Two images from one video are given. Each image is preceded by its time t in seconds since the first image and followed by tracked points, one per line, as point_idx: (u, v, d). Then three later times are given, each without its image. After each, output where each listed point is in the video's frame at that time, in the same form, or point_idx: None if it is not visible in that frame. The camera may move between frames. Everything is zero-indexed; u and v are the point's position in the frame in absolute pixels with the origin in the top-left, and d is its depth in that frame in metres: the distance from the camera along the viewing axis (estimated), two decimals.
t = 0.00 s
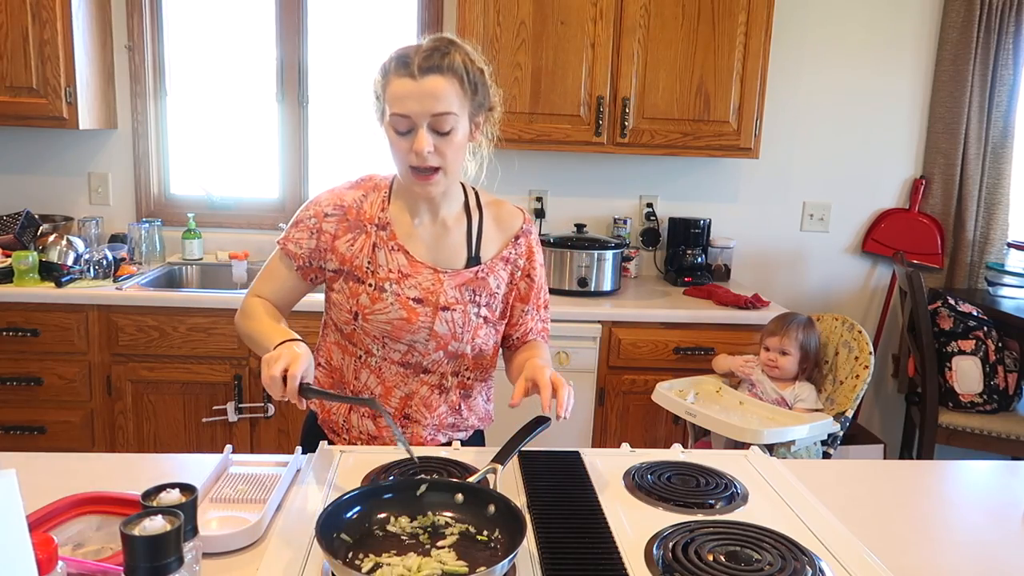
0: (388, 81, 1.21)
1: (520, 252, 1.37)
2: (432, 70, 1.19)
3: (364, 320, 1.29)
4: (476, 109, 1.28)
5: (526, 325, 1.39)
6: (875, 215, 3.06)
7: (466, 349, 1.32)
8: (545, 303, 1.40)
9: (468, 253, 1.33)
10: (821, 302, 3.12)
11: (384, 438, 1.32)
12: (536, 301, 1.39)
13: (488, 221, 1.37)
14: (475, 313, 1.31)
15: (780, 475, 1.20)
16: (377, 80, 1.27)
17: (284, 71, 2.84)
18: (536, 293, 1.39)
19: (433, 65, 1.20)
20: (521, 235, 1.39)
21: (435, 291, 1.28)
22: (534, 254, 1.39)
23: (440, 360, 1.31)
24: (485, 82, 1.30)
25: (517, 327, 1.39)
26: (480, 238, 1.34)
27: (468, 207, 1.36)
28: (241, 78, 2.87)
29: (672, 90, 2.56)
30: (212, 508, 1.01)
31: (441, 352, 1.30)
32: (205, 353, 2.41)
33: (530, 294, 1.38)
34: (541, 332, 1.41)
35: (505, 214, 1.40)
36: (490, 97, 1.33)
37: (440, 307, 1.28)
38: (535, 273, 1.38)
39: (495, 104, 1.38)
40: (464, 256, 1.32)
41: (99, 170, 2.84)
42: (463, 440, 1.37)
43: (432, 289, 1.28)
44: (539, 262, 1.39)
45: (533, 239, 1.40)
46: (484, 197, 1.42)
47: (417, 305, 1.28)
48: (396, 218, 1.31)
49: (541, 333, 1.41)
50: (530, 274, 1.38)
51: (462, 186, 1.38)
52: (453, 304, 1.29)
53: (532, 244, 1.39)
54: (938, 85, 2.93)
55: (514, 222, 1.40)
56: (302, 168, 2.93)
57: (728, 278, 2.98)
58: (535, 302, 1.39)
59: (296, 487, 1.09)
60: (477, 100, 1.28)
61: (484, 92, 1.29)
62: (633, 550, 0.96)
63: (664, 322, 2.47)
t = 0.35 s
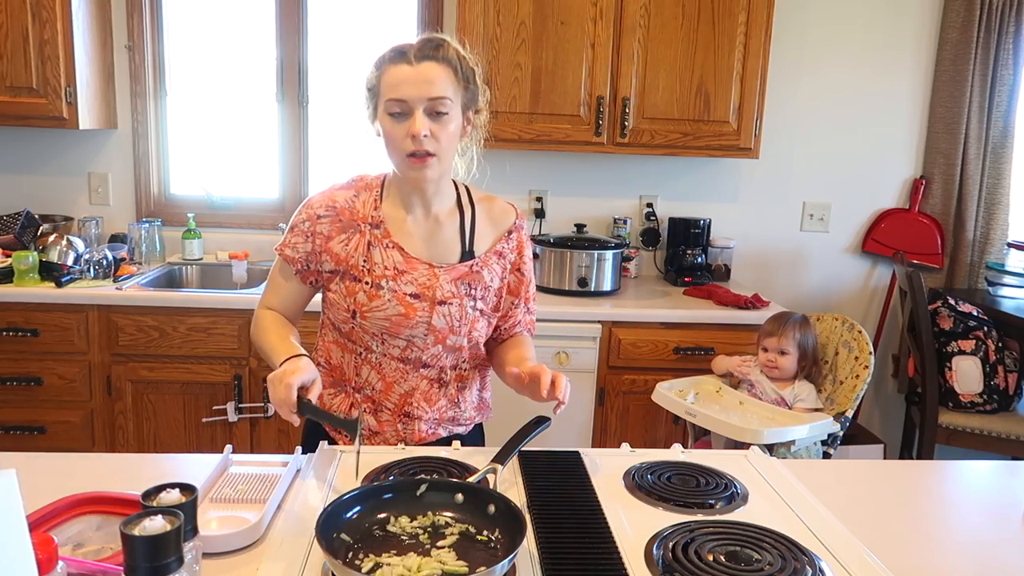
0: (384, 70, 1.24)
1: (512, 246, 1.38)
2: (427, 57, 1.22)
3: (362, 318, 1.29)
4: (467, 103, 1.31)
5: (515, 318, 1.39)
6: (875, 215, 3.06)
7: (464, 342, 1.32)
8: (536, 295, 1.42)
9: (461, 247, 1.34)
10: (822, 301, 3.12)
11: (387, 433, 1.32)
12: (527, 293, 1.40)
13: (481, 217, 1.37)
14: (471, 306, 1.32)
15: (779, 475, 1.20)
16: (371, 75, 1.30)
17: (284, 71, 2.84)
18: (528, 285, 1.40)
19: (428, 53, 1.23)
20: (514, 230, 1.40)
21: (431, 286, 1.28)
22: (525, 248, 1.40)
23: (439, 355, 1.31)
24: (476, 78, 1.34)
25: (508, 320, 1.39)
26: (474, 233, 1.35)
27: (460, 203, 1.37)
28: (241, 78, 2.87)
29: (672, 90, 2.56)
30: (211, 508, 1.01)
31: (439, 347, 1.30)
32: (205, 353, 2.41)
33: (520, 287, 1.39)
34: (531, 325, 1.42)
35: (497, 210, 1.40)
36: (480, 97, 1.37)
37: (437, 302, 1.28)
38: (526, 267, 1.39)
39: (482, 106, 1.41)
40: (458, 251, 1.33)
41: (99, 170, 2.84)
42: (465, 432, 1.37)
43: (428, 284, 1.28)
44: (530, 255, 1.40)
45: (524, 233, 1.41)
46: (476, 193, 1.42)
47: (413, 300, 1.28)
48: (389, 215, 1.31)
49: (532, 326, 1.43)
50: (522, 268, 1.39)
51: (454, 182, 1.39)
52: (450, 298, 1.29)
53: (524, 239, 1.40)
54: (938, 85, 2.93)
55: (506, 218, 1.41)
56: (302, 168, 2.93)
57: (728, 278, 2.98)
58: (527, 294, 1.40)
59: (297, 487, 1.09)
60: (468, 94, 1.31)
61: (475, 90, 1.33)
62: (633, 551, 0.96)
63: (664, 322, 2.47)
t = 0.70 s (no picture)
0: (386, 62, 1.25)
1: (498, 240, 1.39)
2: (429, 53, 1.24)
3: (353, 316, 1.29)
4: (461, 106, 1.32)
5: (504, 311, 1.40)
6: (874, 215, 3.06)
7: (455, 336, 1.32)
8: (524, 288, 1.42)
9: (449, 242, 1.34)
10: (822, 301, 3.12)
11: (385, 429, 1.31)
12: (515, 285, 1.40)
13: (468, 211, 1.38)
14: (461, 300, 1.32)
15: (779, 475, 1.20)
16: (370, 69, 1.31)
17: (284, 72, 2.84)
18: (515, 278, 1.40)
19: (431, 50, 1.25)
20: (500, 225, 1.40)
21: (420, 280, 1.29)
22: (512, 242, 1.40)
23: (430, 349, 1.31)
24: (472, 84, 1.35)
25: (497, 313, 1.40)
26: (461, 227, 1.36)
27: (446, 199, 1.37)
28: (241, 78, 2.87)
29: (672, 90, 2.56)
30: (211, 508, 1.01)
31: (431, 341, 1.30)
32: (205, 353, 2.40)
33: (508, 281, 1.40)
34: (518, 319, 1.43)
35: (483, 204, 1.41)
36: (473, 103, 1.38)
37: (426, 296, 1.29)
38: (513, 260, 1.40)
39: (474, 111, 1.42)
40: (446, 245, 1.34)
41: (99, 170, 2.84)
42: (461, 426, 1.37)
43: (417, 279, 1.29)
44: (516, 249, 1.41)
45: (511, 227, 1.41)
46: (462, 190, 1.43)
47: (403, 296, 1.28)
48: (376, 214, 1.32)
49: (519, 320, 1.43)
50: (510, 261, 1.40)
51: (440, 179, 1.39)
52: (439, 292, 1.29)
53: (511, 234, 1.41)
54: (938, 85, 2.93)
55: (491, 213, 1.41)
56: (302, 168, 2.93)
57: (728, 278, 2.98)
58: (514, 286, 1.41)
59: (296, 486, 1.09)
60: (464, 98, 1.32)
61: (470, 95, 1.34)
62: (633, 551, 0.96)
63: (664, 322, 2.47)
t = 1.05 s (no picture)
0: (380, 61, 1.26)
1: (500, 242, 1.37)
2: (422, 51, 1.24)
3: (344, 309, 1.30)
4: (460, 103, 1.32)
5: (510, 316, 1.37)
6: (874, 215, 3.06)
7: (447, 336, 1.32)
8: (527, 293, 1.39)
9: (446, 242, 1.34)
10: (821, 301, 3.12)
11: (373, 425, 1.31)
12: (518, 290, 1.37)
13: (468, 212, 1.37)
14: (454, 300, 1.31)
15: (779, 475, 1.20)
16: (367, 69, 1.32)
17: (284, 72, 2.84)
18: (519, 283, 1.38)
19: (424, 47, 1.25)
20: (502, 227, 1.39)
21: (412, 277, 1.29)
22: (514, 245, 1.38)
23: (421, 346, 1.31)
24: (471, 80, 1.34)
25: (501, 319, 1.37)
26: (459, 228, 1.35)
27: (447, 199, 1.37)
28: (241, 78, 2.87)
29: (672, 90, 2.56)
30: (212, 508, 1.01)
31: (421, 338, 1.31)
32: (205, 353, 2.40)
33: (512, 284, 1.37)
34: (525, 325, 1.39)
35: (486, 207, 1.40)
36: (474, 100, 1.37)
37: (418, 293, 1.29)
38: (516, 264, 1.37)
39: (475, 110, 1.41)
40: (443, 246, 1.33)
41: (99, 170, 2.84)
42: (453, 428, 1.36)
43: (409, 276, 1.29)
44: (519, 253, 1.38)
45: (514, 230, 1.39)
46: (467, 190, 1.42)
47: (394, 292, 1.29)
48: (375, 210, 1.33)
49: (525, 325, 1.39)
50: (512, 263, 1.37)
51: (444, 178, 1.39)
52: (431, 290, 1.30)
53: (513, 237, 1.39)
54: (938, 85, 2.93)
55: (495, 216, 1.40)
56: (302, 168, 2.93)
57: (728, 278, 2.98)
58: (519, 291, 1.38)
59: (296, 486, 1.09)
60: (461, 94, 1.31)
61: (469, 93, 1.34)
62: (633, 550, 0.96)
63: (664, 322, 2.47)
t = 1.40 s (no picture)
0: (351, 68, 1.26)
1: (496, 248, 1.36)
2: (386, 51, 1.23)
3: (335, 308, 1.30)
4: (443, 93, 1.29)
5: (506, 323, 1.37)
6: (874, 215, 3.06)
7: (437, 339, 1.31)
8: (523, 300, 1.39)
9: (440, 245, 1.33)
10: (819, 302, 3.12)
11: (361, 425, 1.32)
12: (514, 296, 1.37)
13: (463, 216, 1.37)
14: (445, 304, 1.31)
15: (779, 475, 1.20)
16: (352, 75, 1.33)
17: (284, 72, 2.84)
18: (515, 289, 1.37)
19: (390, 47, 1.24)
20: (500, 232, 1.38)
21: (402, 279, 1.29)
22: (512, 252, 1.37)
23: (410, 348, 1.31)
24: (454, 69, 1.32)
25: (497, 325, 1.37)
26: (453, 231, 1.35)
27: (443, 201, 1.36)
28: (241, 78, 2.87)
29: (672, 90, 2.56)
30: (211, 508, 1.01)
31: (410, 341, 1.30)
32: (205, 353, 2.40)
33: (508, 291, 1.36)
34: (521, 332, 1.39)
35: (484, 211, 1.40)
36: (465, 90, 1.35)
37: (408, 296, 1.29)
38: (512, 270, 1.37)
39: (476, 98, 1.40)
40: (438, 249, 1.33)
41: (99, 170, 2.84)
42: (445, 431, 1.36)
43: (400, 278, 1.29)
44: (517, 260, 1.38)
45: (511, 236, 1.39)
46: (465, 193, 1.42)
47: (385, 293, 1.29)
48: (369, 210, 1.33)
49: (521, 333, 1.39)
50: (509, 269, 1.37)
51: (441, 180, 1.39)
52: (422, 293, 1.29)
53: (511, 242, 1.38)
54: (938, 85, 2.93)
55: (493, 220, 1.40)
56: (302, 168, 2.93)
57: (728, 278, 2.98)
58: (515, 298, 1.37)
59: (295, 487, 1.09)
60: (444, 85, 1.29)
61: (456, 82, 1.32)
62: (633, 550, 0.96)
63: (664, 322, 2.47)
